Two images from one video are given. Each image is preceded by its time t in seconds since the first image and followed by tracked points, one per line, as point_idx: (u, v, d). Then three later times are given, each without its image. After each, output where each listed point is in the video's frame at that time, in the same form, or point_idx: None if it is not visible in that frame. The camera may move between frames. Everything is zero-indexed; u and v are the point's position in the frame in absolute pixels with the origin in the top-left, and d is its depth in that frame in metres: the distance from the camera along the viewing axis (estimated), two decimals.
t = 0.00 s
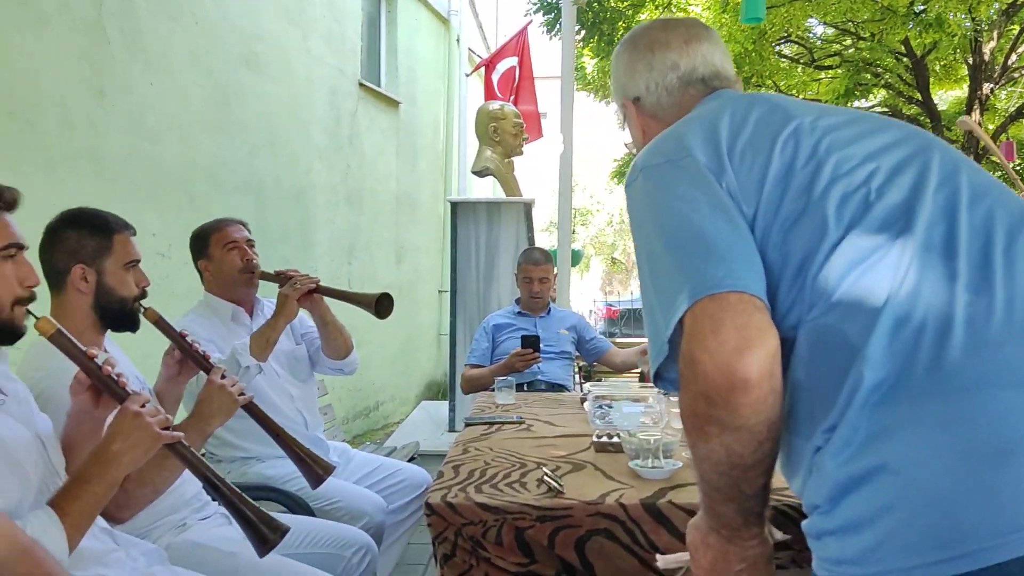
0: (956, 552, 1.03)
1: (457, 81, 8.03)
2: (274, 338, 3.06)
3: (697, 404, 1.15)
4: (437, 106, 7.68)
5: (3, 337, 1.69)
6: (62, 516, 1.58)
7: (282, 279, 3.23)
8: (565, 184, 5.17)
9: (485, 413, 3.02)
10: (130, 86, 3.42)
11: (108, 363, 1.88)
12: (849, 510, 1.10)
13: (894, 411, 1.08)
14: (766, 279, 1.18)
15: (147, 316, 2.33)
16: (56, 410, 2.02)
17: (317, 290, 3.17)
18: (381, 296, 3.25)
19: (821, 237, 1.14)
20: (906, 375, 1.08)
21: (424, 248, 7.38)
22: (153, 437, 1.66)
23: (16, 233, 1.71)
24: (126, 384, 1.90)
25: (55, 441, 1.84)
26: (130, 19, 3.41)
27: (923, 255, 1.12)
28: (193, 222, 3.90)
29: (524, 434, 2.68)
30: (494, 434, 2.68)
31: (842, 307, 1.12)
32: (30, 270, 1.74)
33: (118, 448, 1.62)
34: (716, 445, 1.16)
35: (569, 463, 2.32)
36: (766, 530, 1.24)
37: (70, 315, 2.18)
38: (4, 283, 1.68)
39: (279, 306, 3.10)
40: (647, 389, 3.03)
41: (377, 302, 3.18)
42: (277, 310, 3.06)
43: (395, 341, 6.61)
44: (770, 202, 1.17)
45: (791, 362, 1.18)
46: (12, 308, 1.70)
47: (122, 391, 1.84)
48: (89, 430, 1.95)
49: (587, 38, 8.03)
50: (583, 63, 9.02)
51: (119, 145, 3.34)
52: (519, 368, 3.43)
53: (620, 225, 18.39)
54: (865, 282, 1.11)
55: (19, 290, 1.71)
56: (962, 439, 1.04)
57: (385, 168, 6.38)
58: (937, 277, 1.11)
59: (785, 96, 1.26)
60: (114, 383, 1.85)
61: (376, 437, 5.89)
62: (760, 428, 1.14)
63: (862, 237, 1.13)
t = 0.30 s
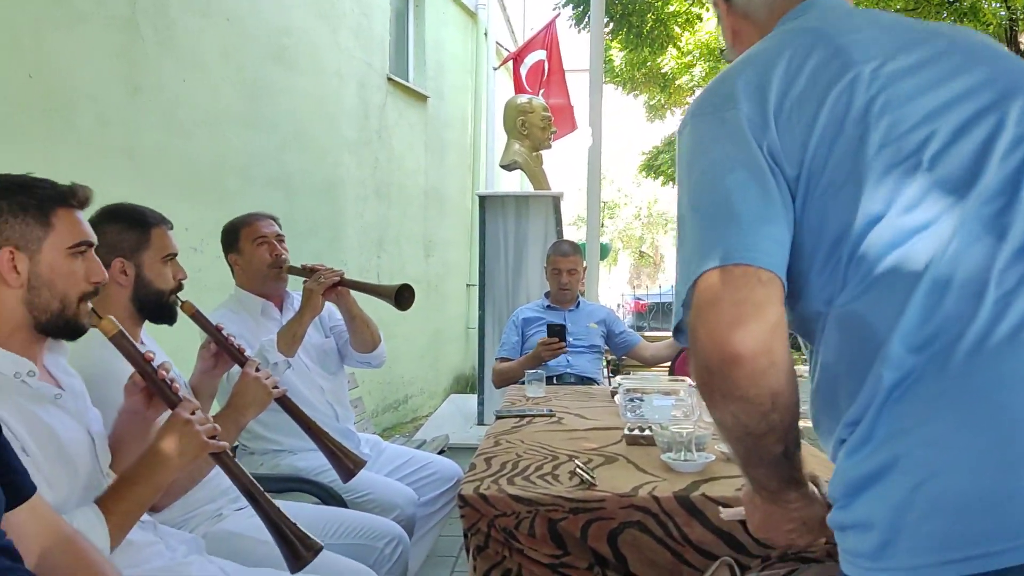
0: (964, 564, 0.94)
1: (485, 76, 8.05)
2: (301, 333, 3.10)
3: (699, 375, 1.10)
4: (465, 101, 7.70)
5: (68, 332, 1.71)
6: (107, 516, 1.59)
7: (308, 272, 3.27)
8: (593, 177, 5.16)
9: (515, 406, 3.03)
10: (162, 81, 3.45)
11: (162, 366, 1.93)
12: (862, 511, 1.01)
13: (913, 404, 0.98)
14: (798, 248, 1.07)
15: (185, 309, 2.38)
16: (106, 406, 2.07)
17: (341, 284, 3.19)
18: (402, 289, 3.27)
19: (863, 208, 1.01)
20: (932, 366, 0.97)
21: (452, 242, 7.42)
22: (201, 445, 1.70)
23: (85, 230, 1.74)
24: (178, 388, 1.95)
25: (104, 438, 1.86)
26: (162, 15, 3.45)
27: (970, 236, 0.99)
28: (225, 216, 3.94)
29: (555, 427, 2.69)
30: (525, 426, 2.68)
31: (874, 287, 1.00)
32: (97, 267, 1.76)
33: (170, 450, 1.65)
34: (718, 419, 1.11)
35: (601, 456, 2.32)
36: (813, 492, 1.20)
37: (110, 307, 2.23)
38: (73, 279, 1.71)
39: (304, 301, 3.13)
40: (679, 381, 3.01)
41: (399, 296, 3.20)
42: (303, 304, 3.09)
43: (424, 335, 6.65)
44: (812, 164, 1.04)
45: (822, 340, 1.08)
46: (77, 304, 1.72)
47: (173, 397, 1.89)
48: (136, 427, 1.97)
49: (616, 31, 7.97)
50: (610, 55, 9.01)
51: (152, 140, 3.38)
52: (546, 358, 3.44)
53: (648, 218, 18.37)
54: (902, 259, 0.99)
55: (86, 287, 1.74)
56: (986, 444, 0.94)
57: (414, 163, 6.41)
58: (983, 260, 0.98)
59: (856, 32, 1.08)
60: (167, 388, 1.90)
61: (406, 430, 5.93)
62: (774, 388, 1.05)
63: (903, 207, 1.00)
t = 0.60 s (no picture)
0: None
1: (501, 70, 8.05)
2: (319, 334, 3.12)
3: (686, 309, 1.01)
4: (481, 95, 7.71)
5: (107, 332, 1.70)
6: (137, 515, 1.60)
7: (327, 271, 3.28)
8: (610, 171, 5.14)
9: (532, 400, 3.03)
10: (179, 76, 3.47)
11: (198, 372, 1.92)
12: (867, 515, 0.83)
13: (919, 394, 0.78)
14: (832, 213, 0.91)
15: (212, 301, 2.39)
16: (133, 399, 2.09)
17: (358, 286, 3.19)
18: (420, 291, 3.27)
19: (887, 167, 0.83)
20: (946, 355, 0.77)
21: (469, 236, 7.43)
22: (231, 453, 1.67)
23: (134, 232, 1.74)
24: (212, 395, 1.93)
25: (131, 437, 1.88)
26: (179, 11, 3.47)
27: (1018, 214, 0.77)
28: (243, 211, 3.97)
29: (572, 421, 2.69)
30: (542, 420, 2.69)
31: (898, 260, 0.82)
32: (143, 269, 1.75)
33: (194, 453, 1.64)
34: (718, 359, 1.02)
35: (619, 450, 2.32)
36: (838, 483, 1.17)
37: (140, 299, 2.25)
38: (118, 280, 1.70)
39: (323, 300, 3.13)
40: (697, 376, 3.00)
41: (417, 301, 3.20)
42: (321, 306, 3.10)
43: (441, 329, 6.68)
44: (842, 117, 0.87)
45: (865, 331, 0.89)
46: (121, 306, 1.71)
47: (208, 403, 1.86)
48: (162, 424, 1.97)
49: (632, 24, 7.94)
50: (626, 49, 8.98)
51: (169, 135, 3.39)
52: (555, 346, 3.44)
53: (664, 212, 18.42)
54: (923, 229, 0.80)
55: (129, 288, 1.73)
56: (995, 452, 0.72)
57: (430, 157, 6.42)
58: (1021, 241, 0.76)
59: None
60: (201, 393, 1.88)
61: (422, 424, 5.96)
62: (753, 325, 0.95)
63: (931, 167, 0.81)
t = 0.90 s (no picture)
0: None
1: (511, 64, 8.05)
2: (331, 330, 3.13)
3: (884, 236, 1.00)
4: (491, 89, 7.70)
5: (128, 327, 1.71)
6: (158, 509, 1.61)
7: (339, 267, 3.27)
8: (620, 164, 5.12)
9: (542, 393, 3.03)
10: (189, 71, 3.48)
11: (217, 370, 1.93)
12: None
13: None
14: None
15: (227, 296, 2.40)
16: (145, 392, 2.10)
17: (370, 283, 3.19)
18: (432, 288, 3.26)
19: None
20: None
21: (479, 230, 7.43)
22: (251, 451, 1.68)
23: (159, 230, 1.74)
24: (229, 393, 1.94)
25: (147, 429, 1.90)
26: (188, 5, 3.47)
27: None
28: (253, 205, 3.98)
29: (582, 414, 2.69)
30: (552, 414, 2.69)
31: None
32: (167, 267, 1.75)
33: (209, 453, 1.63)
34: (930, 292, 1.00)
35: (629, 443, 2.32)
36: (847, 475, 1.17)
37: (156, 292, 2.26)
38: (142, 278, 1.70)
39: (335, 297, 3.13)
40: (707, 368, 2.99)
41: (428, 299, 3.20)
42: (333, 303, 3.10)
43: (451, 322, 6.69)
44: None
45: None
46: (144, 303, 1.71)
47: (226, 401, 1.87)
48: (174, 419, 1.97)
49: (642, 17, 7.91)
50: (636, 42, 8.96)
51: (179, 130, 3.40)
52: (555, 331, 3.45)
53: (675, 206, 18.39)
54: None
55: (154, 286, 1.73)
56: None
57: (440, 151, 6.42)
58: None
59: None
60: (219, 391, 1.89)
61: (432, 418, 5.98)
62: (1010, 276, 0.88)
63: None
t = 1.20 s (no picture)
0: None
1: (517, 58, 8.03)
2: (335, 319, 3.15)
3: None
4: (497, 83, 7.70)
5: (130, 323, 1.71)
6: (163, 504, 1.61)
7: (343, 258, 3.28)
8: (626, 158, 5.11)
9: (547, 387, 3.04)
10: (193, 67, 3.49)
11: (224, 367, 1.93)
12: None
13: None
14: None
15: (231, 292, 2.41)
16: (152, 389, 2.11)
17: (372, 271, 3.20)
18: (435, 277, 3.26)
19: None
20: None
21: (485, 225, 7.43)
22: (255, 445, 1.68)
23: (164, 227, 1.74)
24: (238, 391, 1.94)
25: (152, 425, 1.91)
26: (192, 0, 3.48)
27: None
28: (258, 200, 3.99)
29: (586, 408, 2.69)
30: (556, 408, 2.69)
31: None
32: (170, 265, 1.74)
33: (214, 451, 1.64)
34: None
35: (632, 437, 2.31)
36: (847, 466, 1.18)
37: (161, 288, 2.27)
38: (144, 275, 1.70)
39: (337, 286, 3.15)
40: (713, 362, 2.98)
41: (430, 285, 3.20)
42: (335, 290, 3.12)
43: (458, 317, 6.70)
44: None
45: None
46: (146, 299, 1.71)
47: (234, 400, 1.88)
48: (180, 415, 1.97)
49: (647, 11, 7.88)
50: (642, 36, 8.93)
51: (184, 127, 3.42)
52: (556, 321, 3.46)
53: (682, 200, 18.35)
54: None
55: (155, 283, 1.72)
56: None
57: (446, 146, 6.42)
58: None
59: None
60: (227, 389, 1.89)
61: (439, 413, 5.98)
62: None
63: None
